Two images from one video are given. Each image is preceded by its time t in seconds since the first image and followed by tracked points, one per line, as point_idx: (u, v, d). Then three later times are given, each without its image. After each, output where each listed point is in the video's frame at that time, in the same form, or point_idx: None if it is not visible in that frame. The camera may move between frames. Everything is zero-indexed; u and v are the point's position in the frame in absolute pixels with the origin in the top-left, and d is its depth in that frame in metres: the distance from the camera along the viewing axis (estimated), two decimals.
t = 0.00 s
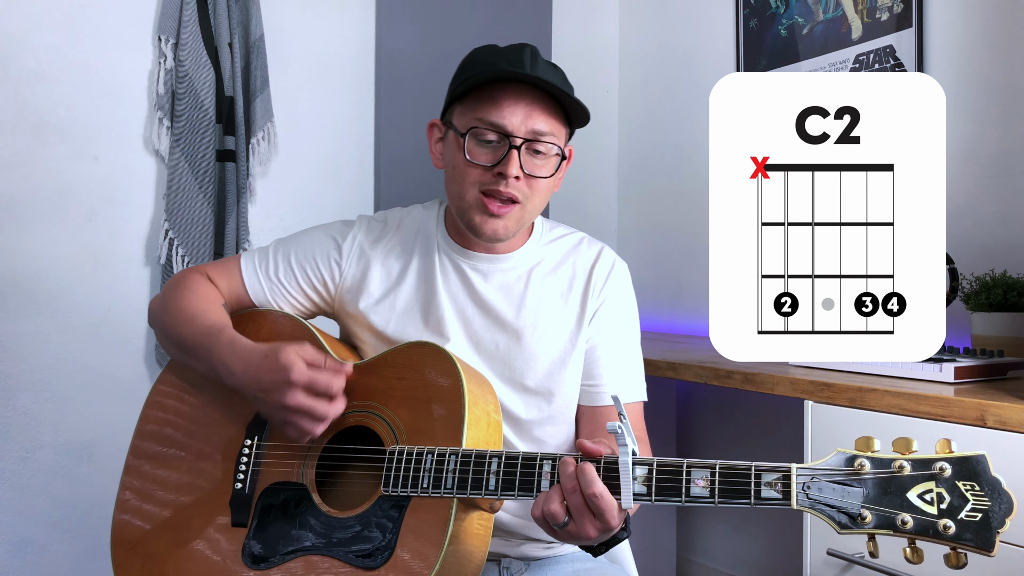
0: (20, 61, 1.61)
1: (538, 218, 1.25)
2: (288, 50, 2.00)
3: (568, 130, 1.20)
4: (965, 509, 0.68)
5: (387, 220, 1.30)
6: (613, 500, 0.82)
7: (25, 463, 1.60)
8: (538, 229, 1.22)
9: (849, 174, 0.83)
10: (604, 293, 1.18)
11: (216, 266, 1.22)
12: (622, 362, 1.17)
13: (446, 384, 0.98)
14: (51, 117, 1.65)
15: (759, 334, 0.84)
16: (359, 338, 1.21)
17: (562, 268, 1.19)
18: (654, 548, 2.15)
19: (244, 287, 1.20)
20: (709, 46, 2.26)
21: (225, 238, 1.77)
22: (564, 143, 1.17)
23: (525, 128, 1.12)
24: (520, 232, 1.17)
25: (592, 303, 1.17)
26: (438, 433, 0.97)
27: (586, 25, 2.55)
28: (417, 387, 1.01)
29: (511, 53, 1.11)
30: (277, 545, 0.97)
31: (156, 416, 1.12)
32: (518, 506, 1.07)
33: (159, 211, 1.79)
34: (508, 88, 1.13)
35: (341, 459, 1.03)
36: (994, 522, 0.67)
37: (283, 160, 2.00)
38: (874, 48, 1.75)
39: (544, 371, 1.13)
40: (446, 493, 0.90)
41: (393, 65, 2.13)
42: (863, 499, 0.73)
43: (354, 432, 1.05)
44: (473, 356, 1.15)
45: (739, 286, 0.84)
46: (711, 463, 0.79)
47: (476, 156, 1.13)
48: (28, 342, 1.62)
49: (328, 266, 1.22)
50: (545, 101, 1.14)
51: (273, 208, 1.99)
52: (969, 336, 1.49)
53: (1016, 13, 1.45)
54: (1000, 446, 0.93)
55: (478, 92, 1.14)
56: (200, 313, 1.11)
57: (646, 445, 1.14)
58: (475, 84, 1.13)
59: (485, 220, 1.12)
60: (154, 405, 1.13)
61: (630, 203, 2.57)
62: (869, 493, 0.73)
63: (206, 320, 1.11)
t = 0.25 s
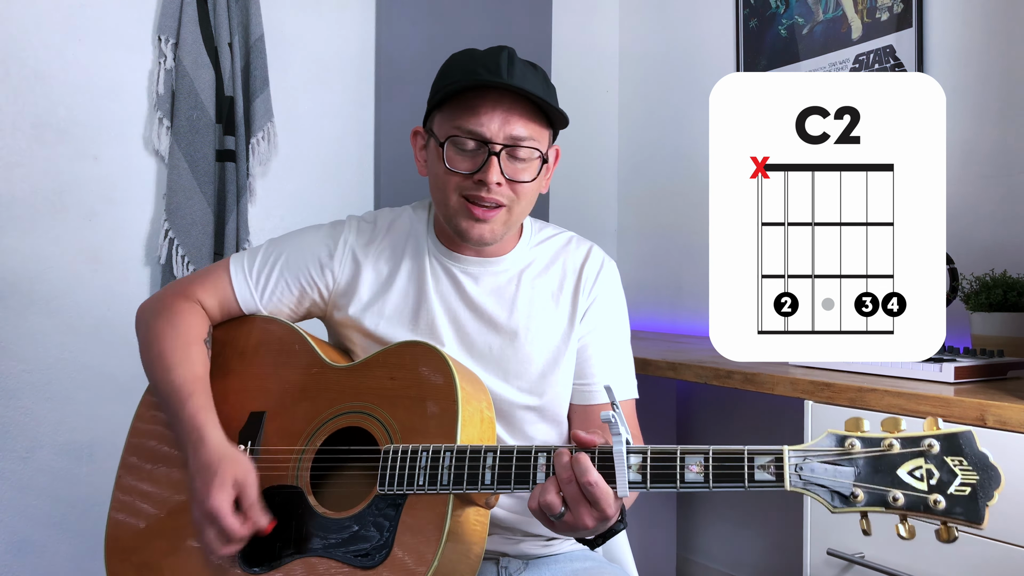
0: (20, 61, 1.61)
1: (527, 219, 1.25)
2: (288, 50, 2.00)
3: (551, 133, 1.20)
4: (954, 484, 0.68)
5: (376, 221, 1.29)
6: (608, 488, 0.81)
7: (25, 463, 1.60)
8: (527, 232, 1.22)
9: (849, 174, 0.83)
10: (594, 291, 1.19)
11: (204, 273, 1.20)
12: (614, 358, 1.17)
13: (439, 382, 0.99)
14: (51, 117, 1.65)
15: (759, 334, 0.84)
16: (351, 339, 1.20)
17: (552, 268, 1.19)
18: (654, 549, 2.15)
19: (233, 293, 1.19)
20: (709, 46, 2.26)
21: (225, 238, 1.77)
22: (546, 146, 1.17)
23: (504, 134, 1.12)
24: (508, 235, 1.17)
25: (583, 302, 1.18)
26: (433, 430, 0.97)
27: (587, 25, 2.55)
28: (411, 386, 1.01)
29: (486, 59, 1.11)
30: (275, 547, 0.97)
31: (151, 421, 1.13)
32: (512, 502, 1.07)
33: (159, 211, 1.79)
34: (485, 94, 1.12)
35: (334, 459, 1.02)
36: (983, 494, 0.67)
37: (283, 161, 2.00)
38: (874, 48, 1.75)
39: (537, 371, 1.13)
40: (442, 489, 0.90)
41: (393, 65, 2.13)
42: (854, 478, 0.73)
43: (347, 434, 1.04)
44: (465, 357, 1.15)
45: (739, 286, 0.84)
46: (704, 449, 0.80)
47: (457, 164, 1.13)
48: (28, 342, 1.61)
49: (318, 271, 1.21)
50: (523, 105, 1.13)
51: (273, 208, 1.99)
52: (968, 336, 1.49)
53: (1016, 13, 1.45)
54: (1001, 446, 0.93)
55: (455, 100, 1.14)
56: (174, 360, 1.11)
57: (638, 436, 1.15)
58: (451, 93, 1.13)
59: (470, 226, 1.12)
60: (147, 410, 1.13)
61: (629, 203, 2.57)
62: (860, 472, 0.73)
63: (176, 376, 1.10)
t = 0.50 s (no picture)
0: (20, 61, 1.61)
1: (518, 213, 1.26)
2: (288, 50, 2.00)
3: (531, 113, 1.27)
4: (949, 478, 0.69)
5: (370, 222, 1.30)
6: (601, 485, 0.82)
7: (26, 463, 1.60)
8: (518, 223, 1.23)
9: (850, 174, 0.83)
10: (588, 282, 1.18)
11: (202, 278, 1.22)
12: (611, 351, 1.16)
13: (434, 380, 0.99)
14: (51, 117, 1.65)
15: (759, 334, 0.84)
16: (347, 340, 1.21)
17: (544, 261, 1.19)
18: (654, 549, 2.15)
19: (230, 297, 1.21)
20: (709, 47, 2.26)
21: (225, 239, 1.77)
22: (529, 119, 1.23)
23: (489, 101, 1.18)
24: (499, 210, 1.18)
25: (576, 295, 1.17)
26: (429, 428, 0.97)
27: (587, 25, 2.55)
28: (407, 384, 1.01)
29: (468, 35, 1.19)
30: (274, 548, 0.97)
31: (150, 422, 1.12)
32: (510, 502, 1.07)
33: (159, 211, 1.79)
34: (469, 66, 1.20)
35: (331, 460, 1.02)
36: (978, 488, 0.67)
37: (283, 160, 2.00)
38: (874, 48, 1.75)
39: (531, 363, 1.13)
40: (438, 488, 0.90)
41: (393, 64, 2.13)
42: (849, 473, 0.73)
43: (342, 433, 1.04)
44: (458, 352, 1.15)
45: (739, 286, 0.84)
46: (699, 445, 0.79)
47: (445, 133, 1.18)
48: (28, 341, 1.62)
49: (312, 271, 1.22)
50: (505, 76, 1.21)
51: (273, 208, 1.99)
52: (969, 336, 1.49)
53: (1015, 13, 1.45)
54: (1000, 446, 0.93)
55: (441, 77, 1.21)
56: (182, 340, 1.13)
57: (637, 432, 1.14)
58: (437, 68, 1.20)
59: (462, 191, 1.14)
60: (147, 411, 1.13)
61: (630, 203, 2.57)
62: (855, 467, 0.73)
63: (185, 351, 1.12)
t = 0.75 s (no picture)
0: (21, 61, 1.61)
1: (515, 212, 1.25)
2: (288, 50, 2.01)
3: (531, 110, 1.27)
4: (941, 460, 0.68)
5: (368, 223, 1.30)
6: (595, 476, 0.82)
7: (26, 463, 1.60)
8: (515, 221, 1.23)
9: (850, 174, 0.83)
10: (585, 280, 1.18)
11: (201, 281, 1.22)
12: (609, 349, 1.16)
13: (431, 376, 0.99)
14: (51, 117, 1.65)
15: (759, 334, 0.84)
16: (345, 341, 1.21)
17: (542, 259, 1.19)
18: (654, 549, 2.15)
19: (229, 299, 1.21)
20: (708, 47, 2.26)
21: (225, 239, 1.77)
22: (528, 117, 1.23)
23: (489, 98, 1.19)
24: (498, 208, 1.18)
25: (574, 293, 1.17)
26: (426, 426, 0.96)
27: (587, 25, 2.55)
28: (404, 382, 1.01)
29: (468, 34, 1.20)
30: (272, 548, 0.96)
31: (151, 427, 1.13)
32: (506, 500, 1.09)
33: (159, 211, 1.79)
34: (470, 64, 1.20)
35: (329, 458, 1.02)
36: (970, 469, 0.67)
37: (283, 160, 2.00)
38: (874, 47, 1.75)
39: (529, 362, 1.13)
40: (434, 483, 0.90)
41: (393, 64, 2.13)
42: (842, 457, 0.72)
43: (339, 432, 1.04)
44: (457, 352, 1.15)
45: (739, 287, 0.84)
46: (690, 433, 0.80)
47: (445, 131, 1.18)
48: (28, 342, 1.62)
49: (311, 273, 1.23)
50: (505, 74, 1.21)
51: (273, 208, 1.99)
52: (968, 336, 1.49)
53: (1015, 13, 1.45)
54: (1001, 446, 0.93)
55: (441, 74, 1.22)
56: (185, 340, 1.13)
57: (633, 428, 1.13)
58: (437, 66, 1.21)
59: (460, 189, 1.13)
60: (148, 413, 1.13)
61: (630, 203, 2.57)
62: (847, 452, 0.72)
63: (189, 351, 1.12)
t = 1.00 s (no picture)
0: (21, 60, 1.62)
1: (518, 217, 1.26)
2: (288, 50, 2.01)
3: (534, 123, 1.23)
4: (942, 458, 0.69)
5: (368, 225, 1.29)
6: (599, 474, 0.82)
7: (25, 463, 1.60)
8: (518, 227, 1.22)
9: (849, 174, 0.83)
10: (587, 283, 1.18)
11: (200, 282, 1.22)
12: (609, 352, 1.17)
13: (431, 377, 0.99)
14: (51, 117, 1.65)
15: (759, 334, 0.84)
16: (346, 343, 1.21)
17: (544, 262, 1.19)
18: (654, 549, 2.15)
19: (229, 304, 1.20)
20: (708, 47, 2.26)
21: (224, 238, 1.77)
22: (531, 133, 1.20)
23: (491, 122, 1.15)
24: (500, 227, 1.18)
25: (575, 296, 1.17)
26: (427, 426, 0.96)
27: (587, 25, 2.55)
28: (405, 383, 1.02)
29: (468, 52, 1.14)
30: (273, 547, 0.96)
31: (150, 429, 1.13)
32: (508, 499, 1.09)
33: (159, 211, 1.79)
34: (470, 85, 1.16)
35: (331, 457, 1.02)
36: (971, 468, 0.67)
37: (283, 160, 2.00)
38: (874, 47, 1.75)
39: (531, 365, 1.13)
40: (437, 483, 0.90)
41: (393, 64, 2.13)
42: (844, 456, 0.72)
43: (342, 433, 1.03)
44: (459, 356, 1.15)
45: (739, 287, 0.84)
46: (694, 432, 0.79)
47: (446, 156, 1.15)
48: (28, 341, 1.62)
49: (312, 276, 1.22)
50: (507, 95, 1.17)
51: (273, 208, 1.99)
52: (968, 336, 1.49)
53: (1015, 13, 1.45)
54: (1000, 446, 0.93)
55: (441, 95, 1.17)
56: (176, 362, 1.11)
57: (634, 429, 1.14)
58: (437, 88, 1.16)
59: (464, 216, 1.13)
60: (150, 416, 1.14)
61: (630, 203, 2.57)
62: (849, 450, 0.73)
63: (176, 378, 1.10)
